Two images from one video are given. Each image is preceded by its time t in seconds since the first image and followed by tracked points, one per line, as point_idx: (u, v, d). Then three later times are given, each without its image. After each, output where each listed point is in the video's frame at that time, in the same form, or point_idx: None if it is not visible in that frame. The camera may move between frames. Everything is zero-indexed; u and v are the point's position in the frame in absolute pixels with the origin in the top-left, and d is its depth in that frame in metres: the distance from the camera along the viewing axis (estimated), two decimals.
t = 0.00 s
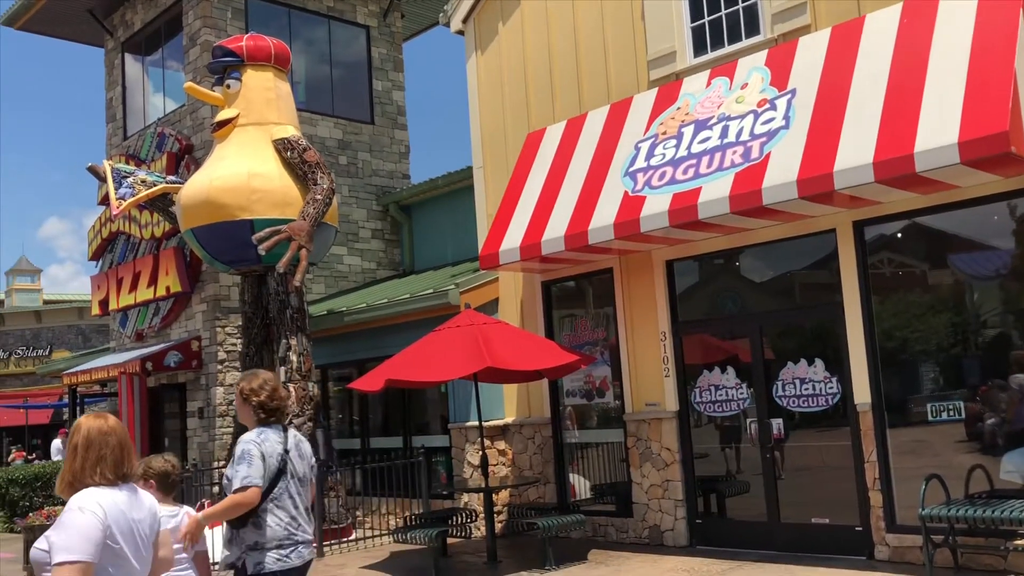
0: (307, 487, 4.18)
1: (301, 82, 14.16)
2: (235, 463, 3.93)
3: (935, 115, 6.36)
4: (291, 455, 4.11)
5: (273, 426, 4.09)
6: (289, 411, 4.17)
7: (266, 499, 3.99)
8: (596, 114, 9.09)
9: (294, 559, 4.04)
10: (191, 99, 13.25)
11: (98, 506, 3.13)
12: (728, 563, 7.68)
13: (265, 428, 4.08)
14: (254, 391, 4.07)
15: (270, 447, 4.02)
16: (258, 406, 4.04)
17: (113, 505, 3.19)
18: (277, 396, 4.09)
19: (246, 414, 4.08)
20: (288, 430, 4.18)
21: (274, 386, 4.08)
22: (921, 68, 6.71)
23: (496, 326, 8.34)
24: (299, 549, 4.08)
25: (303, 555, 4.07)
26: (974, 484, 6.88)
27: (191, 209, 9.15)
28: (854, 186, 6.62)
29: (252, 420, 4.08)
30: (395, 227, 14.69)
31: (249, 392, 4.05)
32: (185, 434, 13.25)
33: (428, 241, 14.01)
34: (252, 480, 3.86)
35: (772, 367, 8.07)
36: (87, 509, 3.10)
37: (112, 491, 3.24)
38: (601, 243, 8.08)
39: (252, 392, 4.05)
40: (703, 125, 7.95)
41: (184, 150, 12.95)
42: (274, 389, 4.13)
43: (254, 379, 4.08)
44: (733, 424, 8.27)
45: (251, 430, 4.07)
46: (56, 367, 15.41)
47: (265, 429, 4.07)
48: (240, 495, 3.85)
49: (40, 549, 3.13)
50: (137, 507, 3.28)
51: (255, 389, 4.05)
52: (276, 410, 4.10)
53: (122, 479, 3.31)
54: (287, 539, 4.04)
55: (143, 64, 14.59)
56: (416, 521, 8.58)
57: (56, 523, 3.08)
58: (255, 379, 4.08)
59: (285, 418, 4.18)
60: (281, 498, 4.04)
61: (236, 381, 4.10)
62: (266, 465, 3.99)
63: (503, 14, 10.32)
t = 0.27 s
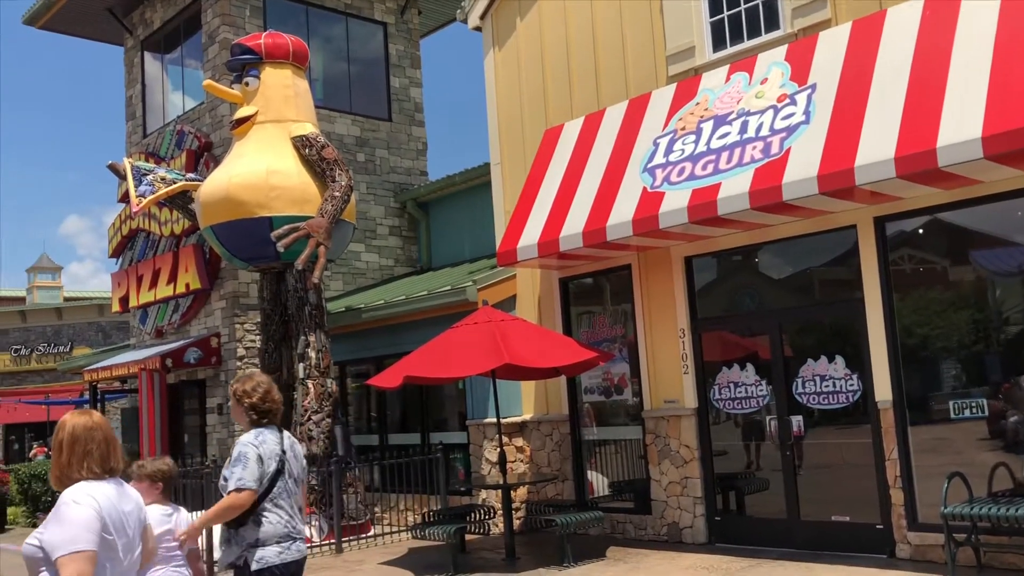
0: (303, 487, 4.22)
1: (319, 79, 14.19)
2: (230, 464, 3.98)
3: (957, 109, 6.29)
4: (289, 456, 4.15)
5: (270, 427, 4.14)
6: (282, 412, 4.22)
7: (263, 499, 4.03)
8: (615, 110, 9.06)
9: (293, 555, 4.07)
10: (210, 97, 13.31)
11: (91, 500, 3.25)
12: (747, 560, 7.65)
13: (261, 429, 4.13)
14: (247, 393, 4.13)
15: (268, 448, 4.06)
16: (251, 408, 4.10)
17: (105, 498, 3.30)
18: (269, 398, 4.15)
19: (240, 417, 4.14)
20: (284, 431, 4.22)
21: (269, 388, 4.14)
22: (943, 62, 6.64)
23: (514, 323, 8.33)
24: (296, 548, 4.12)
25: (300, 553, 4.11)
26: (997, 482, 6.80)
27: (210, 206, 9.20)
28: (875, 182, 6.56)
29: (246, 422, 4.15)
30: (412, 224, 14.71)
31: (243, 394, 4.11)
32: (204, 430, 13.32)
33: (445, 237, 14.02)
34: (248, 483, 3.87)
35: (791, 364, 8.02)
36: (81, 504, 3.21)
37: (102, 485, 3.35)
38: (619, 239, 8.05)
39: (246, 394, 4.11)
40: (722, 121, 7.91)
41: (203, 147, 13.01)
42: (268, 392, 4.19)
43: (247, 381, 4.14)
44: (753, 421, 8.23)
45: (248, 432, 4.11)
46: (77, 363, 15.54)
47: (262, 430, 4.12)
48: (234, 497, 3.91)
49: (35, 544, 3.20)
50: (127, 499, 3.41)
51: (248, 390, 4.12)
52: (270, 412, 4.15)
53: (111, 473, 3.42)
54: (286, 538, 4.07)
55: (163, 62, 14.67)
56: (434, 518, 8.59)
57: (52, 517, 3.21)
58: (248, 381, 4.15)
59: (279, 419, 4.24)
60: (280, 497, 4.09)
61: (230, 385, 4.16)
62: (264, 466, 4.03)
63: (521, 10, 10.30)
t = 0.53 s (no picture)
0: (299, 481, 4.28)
1: (337, 77, 14.23)
2: (232, 457, 4.00)
3: (980, 103, 6.23)
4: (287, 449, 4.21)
5: (270, 422, 4.18)
6: (279, 408, 4.26)
7: (264, 492, 4.07)
8: (633, 106, 9.03)
9: (293, 547, 4.14)
10: (229, 96, 13.39)
11: (65, 504, 3.26)
12: (768, 557, 7.62)
13: (259, 423, 4.16)
14: (245, 390, 4.14)
15: (269, 441, 4.10)
16: (249, 404, 4.12)
17: (81, 503, 3.31)
18: (267, 393, 4.18)
19: (238, 412, 4.15)
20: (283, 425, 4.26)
21: (266, 384, 4.18)
22: (965, 56, 6.57)
23: (533, 320, 8.33)
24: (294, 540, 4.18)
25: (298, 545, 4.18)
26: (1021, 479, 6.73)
27: (230, 205, 9.25)
28: (897, 177, 6.51)
29: (243, 416, 4.17)
30: (430, 221, 14.73)
31: (240, 391, 4.13)
32: (225, 427, 13.42)
33: (463, 234, 14.03)
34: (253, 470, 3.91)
35: (812, 361, 7.98)
36: (57, 510, 3.23)
37: (81, 490, 3.36)
38: (639, 235, 8.03)
39: (244, 391, 4.13)
40: (741, 116, 7.87)
41: (223, 146, 13.08)
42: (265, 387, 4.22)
43: (245, 377, 4.17)
44: (773, 418, 8.19)
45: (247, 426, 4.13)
46: (99, 360, 15.68)
47: (262, 424, 4.15)
48: (242, 488, 3.93)
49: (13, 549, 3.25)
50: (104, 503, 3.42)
51: (246, 388, 4.14)
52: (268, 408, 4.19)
53: (91, 477, 3.43)
54: (285, 530, 4.13)
55: (182, 62, 14.76)
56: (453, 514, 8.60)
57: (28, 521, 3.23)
58: (245, 377, 4.17)
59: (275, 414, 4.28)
60: (280, 490, 4.13)
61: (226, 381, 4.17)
62: (266, 459, 4.06)
63: (539, 6, 10.29)
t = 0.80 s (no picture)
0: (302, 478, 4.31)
1: (355, 75, 14.26)
2: (254, 453, 4.02)
3: (1003, 96, 6.15)
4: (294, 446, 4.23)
5: (278, 419, 4.18)
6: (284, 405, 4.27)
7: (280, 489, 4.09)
8: (652, 102, 9.00)
9: (300, 543, 4.18)
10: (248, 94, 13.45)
11: (29, 505, 3.23)
12: (789, 555, 7.58)
13: (266, 421, 4.16)
14: (248, 389, 4.14)
15: (282, 437, 4.12)
16: (253, 403, 4.12)
17: (47, 505, 3.28)
18: (271, 391, 4.18)
19: (241, 411, 4.14)
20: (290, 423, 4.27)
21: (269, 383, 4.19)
22: (988, 49, 6.49)
23: (551, 316, 8.32)
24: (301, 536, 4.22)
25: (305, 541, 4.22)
26: None
27: (250, 202, 9.30)
28: (919, 171, 6.44)
29: (247, 414, 4.15)
30: (448, 219, 14.75)
31: (242, 390, 4.13)
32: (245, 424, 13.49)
33: (482, 231, 14.04)
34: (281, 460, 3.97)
35: (832, 357, 7.91)
36: (19, 510, 3.20)
37: (51, 490, 3.34)
38: (658, 231, 8.00)
39: (246, 390, 4.13)
40: (761, 111, 7.82)
41: (242, 144, 13.14)
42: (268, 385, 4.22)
43: (246, 376, 4.17)
44: (794, 415, 8.13)
45: (255, 424, 4.13)
46: (121, 358, 15.80)
47: (270, 421, 4.15)
48: (272, 479, 3.97)
49: None
50: (78, 504, 3.39)
51: (248, 388, 4.13)
52: (273, 406, 4.19)
53: (65, 474, 3.40)
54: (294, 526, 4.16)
55: (202, 60, 14.84)
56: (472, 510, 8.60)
57: None
58: (249, 376, 4.16)
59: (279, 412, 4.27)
60: (289, 485, 4.17)
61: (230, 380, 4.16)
62: (282, 454, 4.10)
63: (557, 2, 10.27)
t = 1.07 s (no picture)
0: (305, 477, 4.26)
1: (372, 73, 14.29)
2: (263, 454, 3.96)
3: None
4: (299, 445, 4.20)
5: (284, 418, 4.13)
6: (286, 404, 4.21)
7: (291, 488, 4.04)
8: (670, 97, 8.96)
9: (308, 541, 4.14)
10: (266, 93, 13.51)
11: (18, 503, 3.29)
12: (810, 552, 7.53)
13: (273, 420, 4.10)
14: (251, 388, 4.06)
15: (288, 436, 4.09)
16: (258, 402, 4.04)
17: (37, 502, 3.34)
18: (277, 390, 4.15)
19: (245, 411, 4.06)
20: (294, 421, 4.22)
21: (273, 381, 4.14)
22: (1012, 40, 6.40)
23: (570, 313, 8.30)
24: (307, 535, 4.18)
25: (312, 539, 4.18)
26: None
27: (269, 200, 9.33)
28: (942, 165, 6.37)
29: (254, 415, 4.07)
30: (466, 216, 14.76)
31: (243, 389, 4.05)
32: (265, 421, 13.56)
33: (500, 228, 14.03)
34: (294, 461, 3.91)
35: (854, 353, 7.84)
36: (9, 508, 3.25)
37: (42, 488, 3.40)
38: (677, 227, 7.97)
39: (250, 390, 4.06)
40: (781, 106, 7.77)
41: (261, 143, 13.19)
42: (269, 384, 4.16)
43: (248, 376, 4.08)
44: (815, 411, 8.08)
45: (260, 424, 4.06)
46: (142, 356, 15.91)
47: (276, 420, 4.10)
48: (286, 480, 3.93)
49: None
50: (70, 502, 3.44)
51: (252, 386, 4.05)
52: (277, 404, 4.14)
53: (59, 470, 3.47)
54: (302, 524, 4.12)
55: (220, 60, 14.91)
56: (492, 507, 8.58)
57: None
58: (250, 376, 4.08)
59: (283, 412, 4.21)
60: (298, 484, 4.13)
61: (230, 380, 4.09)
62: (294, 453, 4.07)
63: None
